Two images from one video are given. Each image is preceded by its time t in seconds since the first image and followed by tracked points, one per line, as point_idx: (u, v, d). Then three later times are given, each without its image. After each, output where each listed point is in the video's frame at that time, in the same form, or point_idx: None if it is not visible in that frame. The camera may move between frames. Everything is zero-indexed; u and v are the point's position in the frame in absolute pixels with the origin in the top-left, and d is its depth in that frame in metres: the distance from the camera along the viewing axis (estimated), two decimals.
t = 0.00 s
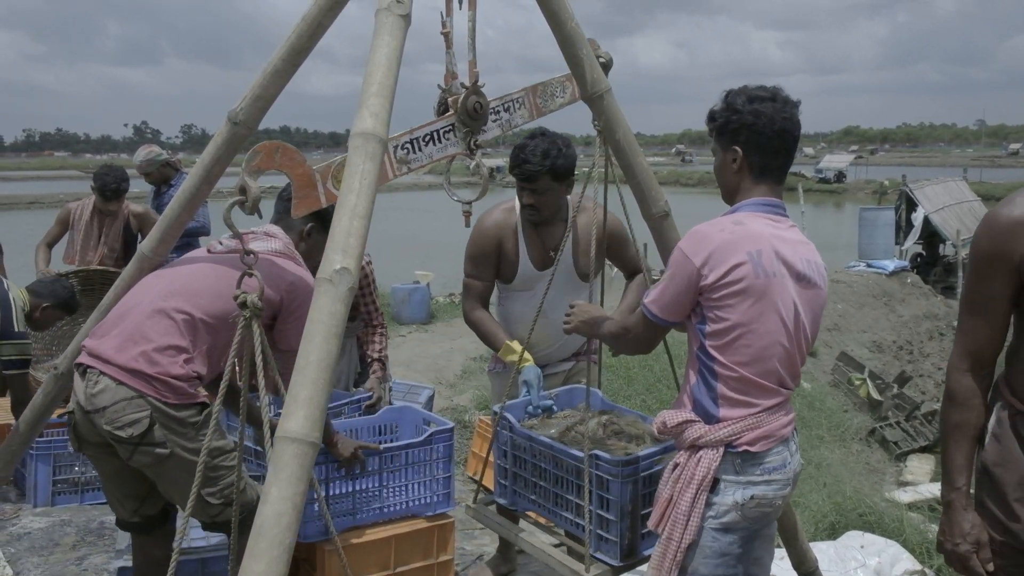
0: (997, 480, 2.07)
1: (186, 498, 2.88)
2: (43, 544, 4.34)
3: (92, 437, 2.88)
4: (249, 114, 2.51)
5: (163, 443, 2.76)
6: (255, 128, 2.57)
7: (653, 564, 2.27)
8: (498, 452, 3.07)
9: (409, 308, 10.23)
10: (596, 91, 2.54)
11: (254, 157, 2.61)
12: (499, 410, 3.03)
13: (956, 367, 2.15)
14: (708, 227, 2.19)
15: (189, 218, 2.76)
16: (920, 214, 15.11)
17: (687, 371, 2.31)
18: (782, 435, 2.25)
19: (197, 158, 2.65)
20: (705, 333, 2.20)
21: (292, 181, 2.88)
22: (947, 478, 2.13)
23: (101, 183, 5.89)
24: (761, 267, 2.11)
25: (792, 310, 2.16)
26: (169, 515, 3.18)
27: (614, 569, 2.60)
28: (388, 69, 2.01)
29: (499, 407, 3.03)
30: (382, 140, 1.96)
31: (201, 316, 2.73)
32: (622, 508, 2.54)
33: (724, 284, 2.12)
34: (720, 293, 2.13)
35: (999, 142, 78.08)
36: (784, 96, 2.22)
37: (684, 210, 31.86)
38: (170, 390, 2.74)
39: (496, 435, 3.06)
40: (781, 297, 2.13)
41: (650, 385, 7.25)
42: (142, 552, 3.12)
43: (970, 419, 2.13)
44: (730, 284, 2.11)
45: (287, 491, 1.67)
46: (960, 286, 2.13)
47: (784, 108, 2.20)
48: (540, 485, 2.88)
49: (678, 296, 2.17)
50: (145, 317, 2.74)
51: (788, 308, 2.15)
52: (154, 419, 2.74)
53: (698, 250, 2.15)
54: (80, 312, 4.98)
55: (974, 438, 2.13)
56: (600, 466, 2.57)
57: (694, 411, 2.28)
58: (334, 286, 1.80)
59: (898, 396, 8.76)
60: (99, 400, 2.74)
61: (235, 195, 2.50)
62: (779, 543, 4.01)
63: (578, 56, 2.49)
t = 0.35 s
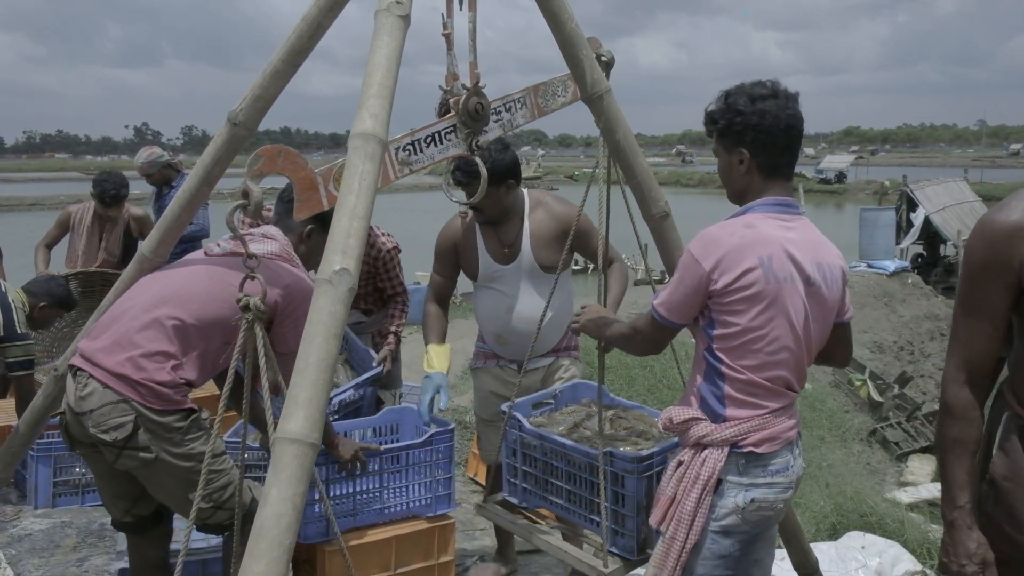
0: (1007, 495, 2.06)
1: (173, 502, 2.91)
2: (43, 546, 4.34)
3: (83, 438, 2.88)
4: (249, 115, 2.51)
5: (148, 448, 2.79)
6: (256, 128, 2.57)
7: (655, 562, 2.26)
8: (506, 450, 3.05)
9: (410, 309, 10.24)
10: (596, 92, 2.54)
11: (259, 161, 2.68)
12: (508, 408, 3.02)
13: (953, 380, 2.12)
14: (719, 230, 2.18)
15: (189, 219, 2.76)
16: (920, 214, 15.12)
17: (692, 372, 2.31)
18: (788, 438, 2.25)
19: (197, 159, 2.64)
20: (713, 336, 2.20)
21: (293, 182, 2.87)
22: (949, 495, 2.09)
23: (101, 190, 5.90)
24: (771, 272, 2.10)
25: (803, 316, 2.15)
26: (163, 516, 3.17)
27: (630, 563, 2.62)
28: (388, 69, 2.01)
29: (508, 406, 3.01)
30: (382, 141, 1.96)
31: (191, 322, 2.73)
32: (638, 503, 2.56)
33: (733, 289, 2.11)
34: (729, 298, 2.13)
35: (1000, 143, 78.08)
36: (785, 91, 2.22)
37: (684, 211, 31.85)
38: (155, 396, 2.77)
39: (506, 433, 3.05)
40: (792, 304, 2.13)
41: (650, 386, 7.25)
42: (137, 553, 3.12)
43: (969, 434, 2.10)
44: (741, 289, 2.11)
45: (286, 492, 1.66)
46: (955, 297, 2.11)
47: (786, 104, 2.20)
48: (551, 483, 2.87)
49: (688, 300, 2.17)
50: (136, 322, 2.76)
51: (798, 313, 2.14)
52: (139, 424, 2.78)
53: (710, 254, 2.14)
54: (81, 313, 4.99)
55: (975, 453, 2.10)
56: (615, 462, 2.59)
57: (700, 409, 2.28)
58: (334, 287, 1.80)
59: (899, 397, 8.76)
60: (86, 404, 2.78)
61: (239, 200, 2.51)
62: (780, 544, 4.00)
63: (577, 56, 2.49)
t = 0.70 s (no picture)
0: None
1: (172, 501, 2.91)
2: (45, 544, 4.35)
3: (83, 435, 2.88)
4: (250, 115, 2.51)
5: (146, 446, 2.80)
6: (257, 128, 2.57)
7: None
8: (516, 453, 3.06)
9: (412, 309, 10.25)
10: (598, 92, 2.54)
11: (259, 158, 2.65)
12: (516, 413, 3.03)
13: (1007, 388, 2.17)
14: (739, 244, 2.12)
15: (190, 219, 2.76)
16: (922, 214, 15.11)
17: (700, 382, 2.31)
18: (798, 449, 2.27)
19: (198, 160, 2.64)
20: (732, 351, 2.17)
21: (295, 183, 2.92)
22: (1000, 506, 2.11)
23: (101, 193, 5.91)
24: (795, 288, 2.10)
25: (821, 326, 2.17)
26: (164, 514, 3.18)
27: (644, 565, 2.61)
28: (388, 70, 2.02)
29: (516, 411, 3.03)
30: (383, 141, 1.96)
31: (191, 321, 2.74)
32: (653, 505, 2.56)
33: (764, 307, 2.08)
34: (759, 316, 2.09)
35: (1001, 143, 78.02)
36: (781, 84, 2.21)
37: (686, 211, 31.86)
38: (154, 394, 2.77)
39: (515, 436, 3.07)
40: (814, 317, 2.14)
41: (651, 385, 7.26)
42: (138, 552, 3.12)
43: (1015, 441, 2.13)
44: (770, 306, 2.08)
45: (288, 491, 1.67)
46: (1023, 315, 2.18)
47: (783, 97, 2.19)
48: (562, 485, 2.87)
49: (721, 323, 2.08)
50: (135, 320, 2.77)
51: (817, 324, 2.16)
52: (137, 422, 2.78)
53: (739, 274, 2.07)
54: (83, 313, 5.00)
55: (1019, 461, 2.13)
56: (629, 465, 2.59)
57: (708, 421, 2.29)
58: (335, 286, 1.80)
59: (900, 397, 8.75)
60: (86, 400, 2.78)
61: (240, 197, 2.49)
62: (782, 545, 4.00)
63: (578, 56, 2.49)
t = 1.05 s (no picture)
0: None
1: (187, 497, 2.94)
2: (58, 539, 4.39)
3: (99, 430, 2.91)
4: (264, 114, 2.53)
5: (162, 442, 2.82)
6: (271, 127, 2.59)
7: None
8: (530, 457, 3.07)
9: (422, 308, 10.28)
10: (610, 91, 2.55)
11: (271, 156, 2.66)
12: (531, 415, 3.03)
13: None
14: (778, 252, 1.98)
15: (204, 217, 2.78)
16: (934, 216, 15.04)
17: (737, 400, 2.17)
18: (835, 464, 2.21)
19: (212, 158, 2.66)
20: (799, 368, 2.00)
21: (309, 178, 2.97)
22: None
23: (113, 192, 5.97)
24: (851, 287, 2.01)
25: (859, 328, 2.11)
26: (179, 510, 3.21)
27: (663, 571, 2.62)
28: (403, 69, 2.03)
29: (531, 414, 3.03)
30: (397, 140, 1.98)
31: (206, 318, 2.77)
32: (671, 509, 2.58)
33: (837, 310, 1.96)
34: (833, 321, 1.96)
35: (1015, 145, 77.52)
36: (777, 81, 2.21)
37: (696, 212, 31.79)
38: (170, 390, 2.80)
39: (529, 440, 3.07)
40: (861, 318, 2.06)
41: (661, 386, 7.25)
42: (152, 548, 3.14)
43: None
44: (840, 308, 1.96)
45: (303, 488, 1.69)
46: None
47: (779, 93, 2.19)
48: (578, 488, 2.89)
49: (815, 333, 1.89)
50: (150, 317, 2.79)
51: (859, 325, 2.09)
52: (153, 418, 2.81)
53: (808, 281, 1.91)
54: (96, 310, 5.03)
55: None
56: (648, 468, 2.61)
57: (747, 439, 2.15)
58: (349, 285, 1.82)
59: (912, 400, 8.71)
60: (103, 397, 2.81)
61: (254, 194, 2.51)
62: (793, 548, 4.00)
63: (592, 55, 2.50)
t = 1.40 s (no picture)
0: None
1: (246, 488, 3.00)
2: (119, 525, 4.51)
3: (163, 420, 2.98)
4: (323, 112, 2.56)
5: (223, 433, 2.88)
6: (330, 125, 2.62)
7: None
8: (579, 459, 3.05)
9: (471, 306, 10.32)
10: (669, 90, 2.52)
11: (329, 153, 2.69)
12: (582, 417, 3.01)
13: None
14: (883, 271, 1.98)
15: (264, 214, 2.82)
16: (997, 219, 14.60)
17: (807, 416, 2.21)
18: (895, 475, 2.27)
19: (272, 156, 2.70)
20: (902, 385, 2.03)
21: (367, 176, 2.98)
22: None
23: (173, 186, 6.15)
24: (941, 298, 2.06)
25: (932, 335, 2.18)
26: (238, 499, 3.27)
27: None
28: (463, 67, 2.04)
29: (581, 415, 3.01)
30: (458, 138, 1.99)
31: (266, 313, 2.82)
32: (722, 516, 2.57)
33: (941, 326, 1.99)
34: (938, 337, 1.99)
35: None
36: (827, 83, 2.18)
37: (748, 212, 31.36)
38: (232, 383, 2.85)
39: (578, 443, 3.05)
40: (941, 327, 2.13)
41: (711, 388, 7.17)
42: (211, 537, 3.21)
43: None
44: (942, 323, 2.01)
45: (363, 483, 1.70)
46: None
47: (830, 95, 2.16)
48: (627, 493, 2.86)
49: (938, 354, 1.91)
50: (212, 311, 2.85)
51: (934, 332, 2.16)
52: (215, 409, 2.87)
53: (925, 301, 1.92)
54: (158, 303, 5.16)
55: None
56: (699, 473, 2.61)
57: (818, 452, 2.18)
58: (410, 281, 1.83)
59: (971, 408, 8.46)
60: (167, 387, 2.87)
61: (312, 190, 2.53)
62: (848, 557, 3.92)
63: (651, 54, 2.48)
